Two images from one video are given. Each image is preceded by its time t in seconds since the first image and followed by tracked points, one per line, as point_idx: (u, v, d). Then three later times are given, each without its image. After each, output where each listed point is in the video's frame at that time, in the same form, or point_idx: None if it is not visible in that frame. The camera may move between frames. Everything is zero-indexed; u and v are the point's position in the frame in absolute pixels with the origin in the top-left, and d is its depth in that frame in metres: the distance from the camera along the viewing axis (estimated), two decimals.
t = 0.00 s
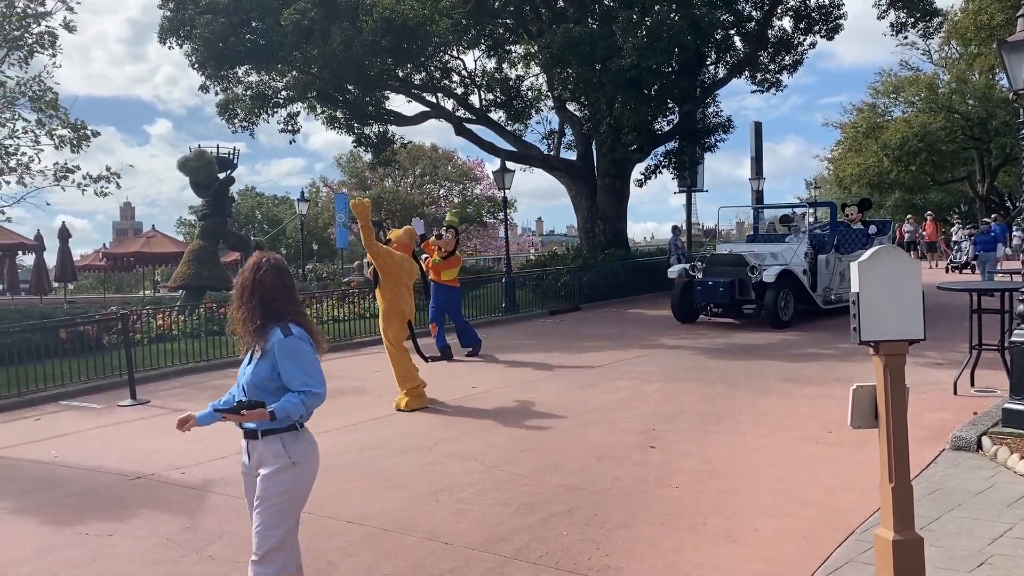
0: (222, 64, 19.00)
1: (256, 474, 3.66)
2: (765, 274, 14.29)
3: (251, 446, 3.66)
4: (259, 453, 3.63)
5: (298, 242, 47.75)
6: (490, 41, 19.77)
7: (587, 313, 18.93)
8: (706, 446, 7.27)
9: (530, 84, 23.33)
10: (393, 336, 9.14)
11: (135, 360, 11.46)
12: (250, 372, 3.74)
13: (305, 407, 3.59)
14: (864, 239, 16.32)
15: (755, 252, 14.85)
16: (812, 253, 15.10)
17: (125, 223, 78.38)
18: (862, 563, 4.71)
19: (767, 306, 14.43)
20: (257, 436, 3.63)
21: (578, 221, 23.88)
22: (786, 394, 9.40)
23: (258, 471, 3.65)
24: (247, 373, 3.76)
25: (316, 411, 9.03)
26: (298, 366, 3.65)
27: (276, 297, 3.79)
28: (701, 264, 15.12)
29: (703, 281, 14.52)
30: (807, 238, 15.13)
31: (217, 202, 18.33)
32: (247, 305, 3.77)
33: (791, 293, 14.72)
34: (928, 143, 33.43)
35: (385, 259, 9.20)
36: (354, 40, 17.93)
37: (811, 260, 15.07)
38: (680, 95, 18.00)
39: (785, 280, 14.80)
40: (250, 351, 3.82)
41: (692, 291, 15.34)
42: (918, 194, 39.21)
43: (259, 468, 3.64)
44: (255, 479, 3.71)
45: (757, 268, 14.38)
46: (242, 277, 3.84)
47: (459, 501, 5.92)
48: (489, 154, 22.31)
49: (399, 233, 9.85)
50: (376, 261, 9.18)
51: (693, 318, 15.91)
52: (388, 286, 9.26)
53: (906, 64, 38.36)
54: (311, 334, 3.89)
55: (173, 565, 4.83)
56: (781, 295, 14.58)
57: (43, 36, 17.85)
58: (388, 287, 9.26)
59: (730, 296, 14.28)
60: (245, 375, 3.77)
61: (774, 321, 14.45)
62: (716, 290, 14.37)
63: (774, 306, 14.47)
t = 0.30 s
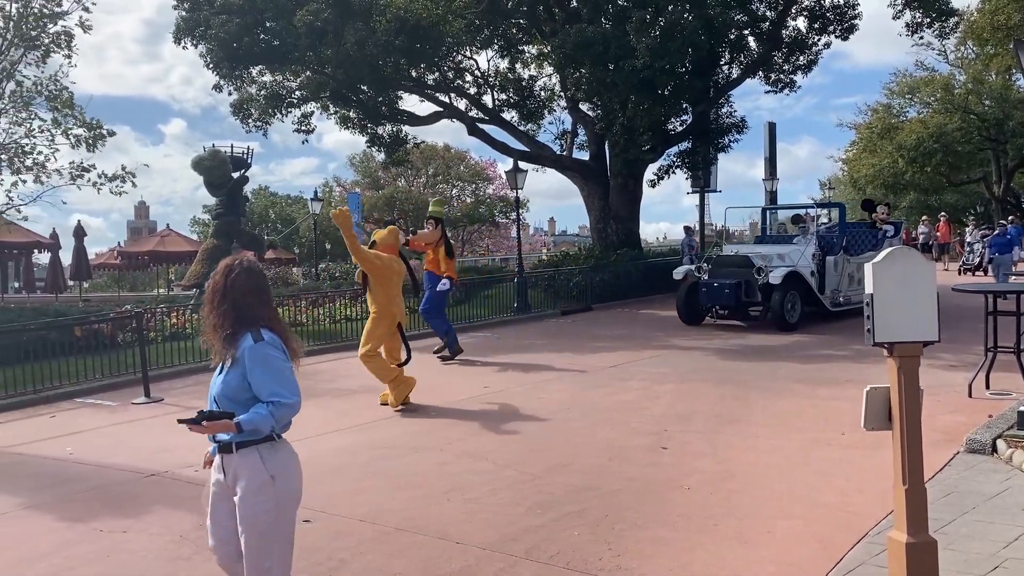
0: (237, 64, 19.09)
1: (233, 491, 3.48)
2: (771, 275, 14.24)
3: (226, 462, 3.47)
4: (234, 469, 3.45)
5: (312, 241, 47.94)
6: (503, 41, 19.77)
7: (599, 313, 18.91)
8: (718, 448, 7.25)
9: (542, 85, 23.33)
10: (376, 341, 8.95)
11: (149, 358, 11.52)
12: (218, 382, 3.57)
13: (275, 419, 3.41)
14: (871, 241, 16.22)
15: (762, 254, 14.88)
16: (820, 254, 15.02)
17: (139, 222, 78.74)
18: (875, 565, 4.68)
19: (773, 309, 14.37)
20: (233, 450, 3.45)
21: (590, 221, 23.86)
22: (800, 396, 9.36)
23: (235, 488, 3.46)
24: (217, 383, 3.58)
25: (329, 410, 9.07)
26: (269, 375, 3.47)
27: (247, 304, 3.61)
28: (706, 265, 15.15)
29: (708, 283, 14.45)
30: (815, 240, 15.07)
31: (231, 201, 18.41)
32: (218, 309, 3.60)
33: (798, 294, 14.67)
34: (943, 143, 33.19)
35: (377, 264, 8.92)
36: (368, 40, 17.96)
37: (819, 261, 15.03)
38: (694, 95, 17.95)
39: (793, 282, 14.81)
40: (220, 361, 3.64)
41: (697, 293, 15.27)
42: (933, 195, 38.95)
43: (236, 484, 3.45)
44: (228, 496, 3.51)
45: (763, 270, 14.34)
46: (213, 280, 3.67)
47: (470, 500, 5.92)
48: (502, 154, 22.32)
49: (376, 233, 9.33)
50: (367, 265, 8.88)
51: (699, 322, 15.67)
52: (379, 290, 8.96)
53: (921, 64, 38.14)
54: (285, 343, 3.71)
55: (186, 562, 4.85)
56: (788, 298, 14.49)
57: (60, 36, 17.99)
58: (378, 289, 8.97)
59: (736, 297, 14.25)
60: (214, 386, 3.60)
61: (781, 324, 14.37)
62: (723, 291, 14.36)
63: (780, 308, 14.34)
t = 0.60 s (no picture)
0: (256, 65, 19.20)
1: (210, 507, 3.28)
2: (782, 277, 14.09)
3: (199, 478, 3.28)
4: (209, 486, 3.26)
5: (329, 241, 48.16)
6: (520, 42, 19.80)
7: (615, 313, 18.89)
8: (735, 449, 7.23)
9: (559, 85, 23.33)
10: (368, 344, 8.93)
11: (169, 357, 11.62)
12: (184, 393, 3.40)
13: (234, 437, 3.22)
14: (886, 241, 16.59)
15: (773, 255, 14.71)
16: (833, 255, 14.91)
17: (158, 221, 79.12)
18: (893, 568, 4.66)
19: (784, 311, 14.22)
20: (209, 466, 3.25)
21: (607, 221, 23.84)
22: (817, 397, 9.31)
23: (211, 507, 3.27)
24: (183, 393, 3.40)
25: (346, 409, 9.11)
26: (232, 390, 3.28)
27: (215, 310, 3.43)
28: (716, 266, 14.95)
29: (718, 284, 14.38)
30: (828, 240, 14.95)
31: (250, 201, 18.53)
32: (186, 313, 3.43)
33: (809, 297, 14.50)
34: (964, 144, 32.89)
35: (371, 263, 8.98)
36: (385, 41, 18.03)
37: (831, 262, 14.89)
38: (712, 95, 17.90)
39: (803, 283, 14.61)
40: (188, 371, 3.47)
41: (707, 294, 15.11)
42: (953, 196, 38.62)
43: (212, 502, 3.27)
44: (201, 513, 3.31)
45: (774, 272, 14.18)
46: (183, 284, 3.50)
47: (488, 500, 5.94)
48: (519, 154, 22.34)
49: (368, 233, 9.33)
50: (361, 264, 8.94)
51: (707, 322, 15.59)
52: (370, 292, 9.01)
53: (941, 63, 37.84)
54: (259, 355, 3.51)
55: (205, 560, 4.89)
56: (800, 299, 14.37)
57: (82, 37, 18.16)
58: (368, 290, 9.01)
59: (746, 299, 14.16)
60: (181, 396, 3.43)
61: (791, 326, 14.25)
62: (732, 294, 14.23)
63: (791, 310, 14.23)
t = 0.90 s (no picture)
0: (278, 65, 19.29)
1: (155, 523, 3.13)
2: (798, 277, 13.98)
3: (146, 491, 3.13)
4: (156, 500, 3.12)
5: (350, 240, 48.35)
6: (541, 41, 19.80)
7: (635, 313, 18.82)
8: (756, 450, 7.19)
9: (580, 84, 23.27)
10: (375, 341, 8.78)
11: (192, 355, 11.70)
12: (144, 397, 3.21)
13: (205, 447, 3.10)
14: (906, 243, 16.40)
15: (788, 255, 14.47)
16: (850, 255, 14.74)
17: (182, 220, 79.62)
18: (917, 571, 4.61)
19: (800, 312, 14.11)
20: (160, 478, 3.12)
21: (627, 221, 23.76)
22: (840, 398, 9.23)
23: (158, 520, 3.12)
24: (142, 398, 3.22)
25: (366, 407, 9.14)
26: (203, 396, 3.15)
27: (181, 310, 3.25)
28: (731, 266, 14.90)
29: (732, 284, 14.30)
30: (846, 240, 14.78)
31: (272, 200, 18.63)
32: (148, 314, 3.23)
33: (826, 298, 14.41)
34: (990, 142, 32.50)
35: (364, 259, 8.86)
36: (406, 40, 18.09)
37: (848, 263, 14.73)
38: (733, 94, 17.83)
39: (819, 284, 14.49)
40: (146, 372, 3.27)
41: (722, 294, 15.09)
42: (979, 195, 38.15)
43: (159, 517, 3.12)
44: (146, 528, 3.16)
45: (790, 272, 14.09)
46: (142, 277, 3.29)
47: (507, 498, 5.94)
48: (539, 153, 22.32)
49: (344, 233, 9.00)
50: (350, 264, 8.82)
51: (721, 324, 15.43)
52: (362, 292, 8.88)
53: (967, 61, 37.41)
54: (225, 356, 3.37)
55: (226, 556, 4.93)
56: (815, 301, 14.27)
57: (107, 38, 18.33)
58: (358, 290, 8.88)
59: (761, 300, 14.08)
60: (137, 400, 3.24)
61: (807, 329, 14.14)
62: (746, 294, 14.16)
63: (807, 312, 14.09)
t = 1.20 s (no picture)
0: (304, 66, 19.43)
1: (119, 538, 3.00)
2: (816, 278, 13.79)
3: (113, 505, 2.98)
4: (123, 514, 2.97)
5: (374, 240, 48.57)
6: (565, 40, 19.81)
7: (659, 313, 18.76)
8: (783, 451, 7.14)
9: (604, 82, 23.23)
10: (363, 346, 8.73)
11: (219, 353, 11.82)
12: (114, 409, 3.00)
13: (191, 455, 2.94)
14: (928, 242, 16.35)
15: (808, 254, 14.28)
16: (871, 255, 14.55)
17: (209, 219, 80.31)
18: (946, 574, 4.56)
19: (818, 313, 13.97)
20: (123, 492, 2.96)
21: (652, 220, 23.69)
22: (867, 399, 9.15)
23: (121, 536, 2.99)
24: (109, 408, 3.02)
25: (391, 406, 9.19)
26: (183, 402, 2.97)
27: (148, 313, 3.06)
28: (750, 266, 14.81)
29: (751, 285, 14.25)
30: (866, 240, 14.57)
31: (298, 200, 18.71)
32: (112, 320, 3.02)
33: (845, 299, 14.23)
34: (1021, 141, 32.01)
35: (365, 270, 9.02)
36: (432, 42, 18.05)
37: (870, 263, 14.55)
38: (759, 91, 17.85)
39: (840, 284, 14.32)
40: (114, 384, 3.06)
41: (740, 295, 14.99)
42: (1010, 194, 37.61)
43: (127, 530, 2.98)
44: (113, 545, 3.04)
45: (808, 273, 13.91)
46: (101, 283, 3.07)
47: (531, 498, 5.94)
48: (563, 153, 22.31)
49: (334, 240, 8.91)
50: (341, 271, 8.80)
51: (738, 325, 15.34)
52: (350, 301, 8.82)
53: (998, 58, 36.90)
54: (196, 359, 3.19)
55: (252, 553, 4.97)
56: (834, 302, 14.08)
57: (136, 39, 18.56)
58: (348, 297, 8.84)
59: (780, 300, 13.98)
60: (106, 413, 3.03)
61: (826, 330, 14.00)
62: (765, 295, 14.09)
63: (826, 313, 13.98)
